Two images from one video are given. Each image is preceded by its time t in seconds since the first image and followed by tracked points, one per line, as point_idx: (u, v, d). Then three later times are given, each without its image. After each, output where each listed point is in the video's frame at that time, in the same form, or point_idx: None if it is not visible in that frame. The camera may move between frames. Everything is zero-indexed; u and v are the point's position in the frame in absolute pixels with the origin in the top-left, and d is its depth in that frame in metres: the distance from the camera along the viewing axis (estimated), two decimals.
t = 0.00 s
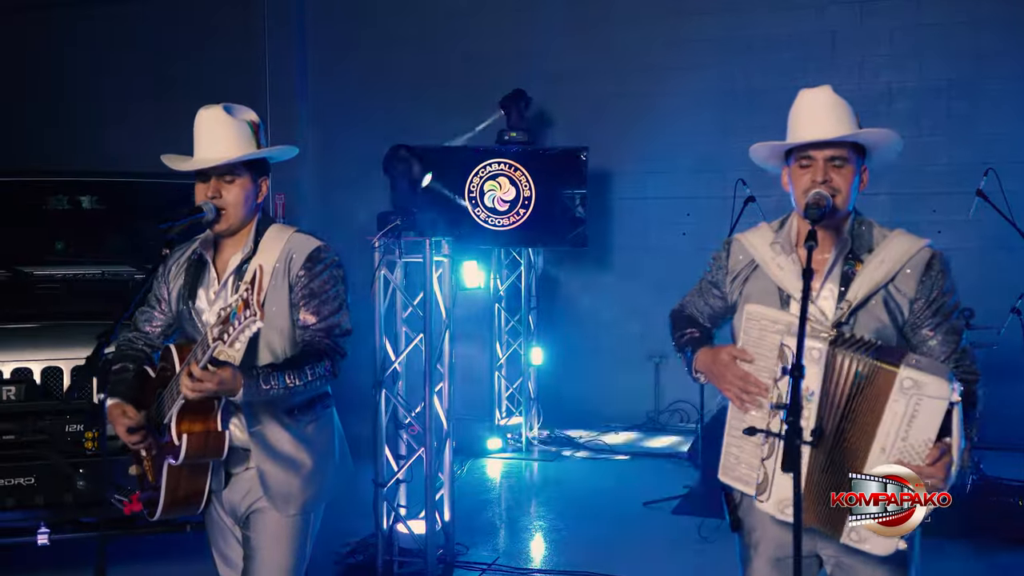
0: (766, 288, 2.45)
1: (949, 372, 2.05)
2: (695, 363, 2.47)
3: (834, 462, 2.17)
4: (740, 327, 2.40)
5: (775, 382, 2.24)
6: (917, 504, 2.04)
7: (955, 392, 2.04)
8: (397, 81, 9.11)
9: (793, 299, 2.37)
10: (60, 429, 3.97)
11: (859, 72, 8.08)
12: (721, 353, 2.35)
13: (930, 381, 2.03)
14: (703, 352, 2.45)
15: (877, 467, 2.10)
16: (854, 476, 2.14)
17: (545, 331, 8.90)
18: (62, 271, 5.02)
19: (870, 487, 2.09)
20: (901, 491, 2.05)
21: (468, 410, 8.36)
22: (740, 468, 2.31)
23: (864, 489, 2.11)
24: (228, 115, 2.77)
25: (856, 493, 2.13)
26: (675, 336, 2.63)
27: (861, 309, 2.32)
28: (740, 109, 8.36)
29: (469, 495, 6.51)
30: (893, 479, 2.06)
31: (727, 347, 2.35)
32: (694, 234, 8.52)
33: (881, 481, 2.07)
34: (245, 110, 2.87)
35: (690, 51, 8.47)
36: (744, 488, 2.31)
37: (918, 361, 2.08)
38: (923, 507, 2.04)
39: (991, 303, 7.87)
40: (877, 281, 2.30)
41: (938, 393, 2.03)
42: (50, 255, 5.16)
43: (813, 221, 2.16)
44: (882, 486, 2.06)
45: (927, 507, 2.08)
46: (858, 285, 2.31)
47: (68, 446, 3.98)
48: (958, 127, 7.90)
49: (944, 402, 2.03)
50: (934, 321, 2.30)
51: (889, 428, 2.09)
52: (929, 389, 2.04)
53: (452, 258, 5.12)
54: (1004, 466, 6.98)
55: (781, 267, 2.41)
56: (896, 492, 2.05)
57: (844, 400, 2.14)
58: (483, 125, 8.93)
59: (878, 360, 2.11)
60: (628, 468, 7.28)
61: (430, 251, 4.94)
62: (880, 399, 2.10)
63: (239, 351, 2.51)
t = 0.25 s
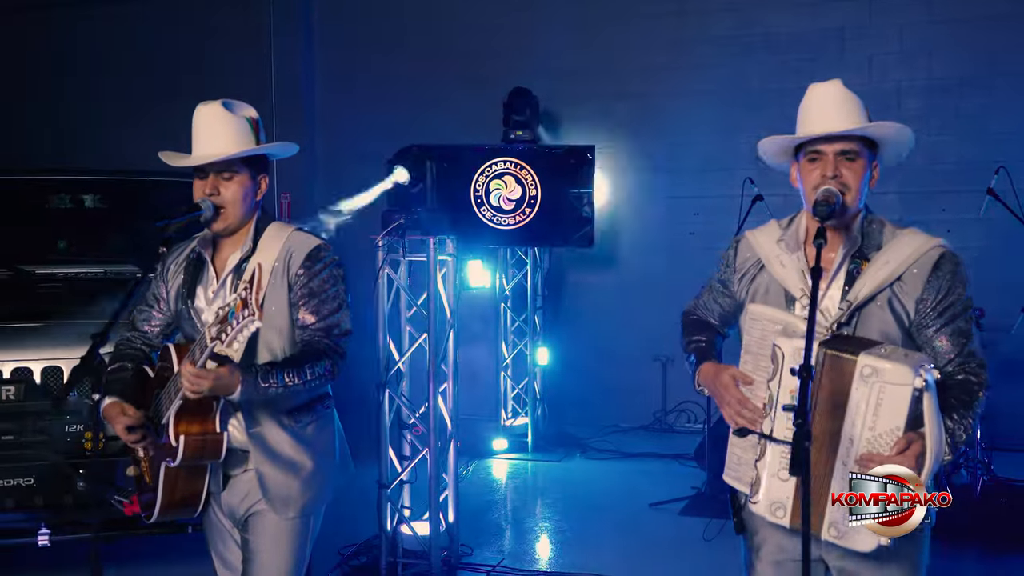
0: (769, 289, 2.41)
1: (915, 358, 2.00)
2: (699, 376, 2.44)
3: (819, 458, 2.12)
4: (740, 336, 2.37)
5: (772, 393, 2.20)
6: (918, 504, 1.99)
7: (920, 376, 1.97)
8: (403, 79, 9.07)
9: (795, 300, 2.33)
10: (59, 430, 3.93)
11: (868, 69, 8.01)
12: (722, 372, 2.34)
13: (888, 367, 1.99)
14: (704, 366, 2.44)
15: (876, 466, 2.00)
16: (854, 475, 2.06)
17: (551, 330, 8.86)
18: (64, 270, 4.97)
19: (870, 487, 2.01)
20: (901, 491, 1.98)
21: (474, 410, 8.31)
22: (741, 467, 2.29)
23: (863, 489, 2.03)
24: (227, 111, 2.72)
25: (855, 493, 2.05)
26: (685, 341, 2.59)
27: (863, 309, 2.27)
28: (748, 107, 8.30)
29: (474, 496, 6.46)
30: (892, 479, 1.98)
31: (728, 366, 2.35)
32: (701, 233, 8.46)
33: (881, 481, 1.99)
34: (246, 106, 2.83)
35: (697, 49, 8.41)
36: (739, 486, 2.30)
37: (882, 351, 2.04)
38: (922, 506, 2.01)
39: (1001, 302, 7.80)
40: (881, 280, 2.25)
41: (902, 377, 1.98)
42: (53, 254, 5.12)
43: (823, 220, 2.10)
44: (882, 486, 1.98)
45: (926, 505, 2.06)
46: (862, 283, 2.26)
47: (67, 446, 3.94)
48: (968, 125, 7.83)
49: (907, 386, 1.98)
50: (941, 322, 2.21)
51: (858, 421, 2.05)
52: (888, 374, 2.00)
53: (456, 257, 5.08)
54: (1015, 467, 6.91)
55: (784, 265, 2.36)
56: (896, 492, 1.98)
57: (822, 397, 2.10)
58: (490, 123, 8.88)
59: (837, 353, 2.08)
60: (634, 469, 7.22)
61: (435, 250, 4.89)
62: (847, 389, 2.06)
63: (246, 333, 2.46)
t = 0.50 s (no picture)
0: (771, 290, 2.39)
1: (912, 365, 1.98)
2: (701, 377, 2.44)
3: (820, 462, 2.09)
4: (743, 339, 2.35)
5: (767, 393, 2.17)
6: (918, 504, 1.99)
7: (915, 384, 1.96)
8: (405, 79, 9.04)
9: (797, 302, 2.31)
10: (59, 431, 3.91)
11: (872, 70, 7.98)
12: (723, 375, 2.33)
13: (883, 373, 1.97)
14: (707, 369, 2.44)
15: (876, 468, 1.99)
16: (854, 476, 2.03)
17: (553, 331, 8.83)
18: (65, 270, 4.97)
19: (870, 488, 1.99)
20: (901, 491, 1.98)
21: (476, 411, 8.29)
22: (740, 469, 2.28)
23: (863, 489, 2.00)
24: (225, 110, 2.70)
25: (855, 493, 2.03)
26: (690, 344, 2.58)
27: (863, 312, 2.25)
28: (751, 107, 8.27)
29: (475, 498, 6.43)
30: (893, 479, 1.97)
31: (730, 370, 2.34)
32: (704, 233, 8.43)
33: (881, 481, 1.97)
34: (245, 106, 2.81)
35: (701, 49, 8.38)
36: (738, 487, 2.29)
37: (879, 357, 2.03)
38: (922, 506, 2.00)
39: (1006, 303, 7.76)
40: (884, 282, 2.22)
41: (897, 384, 1.96)
42: (53, 254, 5.12)
43: (826, 218, 2.08)
44: (883, 486, 1.97)
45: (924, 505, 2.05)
46: (864, 285, 2.24)
47: (67, 447, 3.91)
48: (973, 125, 7.79)
49: (902, 394, 1.96)
50: (943, 327, 2.18)
51: (852, 425, 2.03)
52: (884, 381, 1.97)
53: (458, 258, 5.04)
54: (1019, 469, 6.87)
55: (786, 266, 2.34)
56: (896, 492, 1.98)
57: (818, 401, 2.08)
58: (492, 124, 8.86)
59: (834, 357, 2.07)
60: (637, 470, 7.20)
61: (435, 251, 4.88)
62: (842, 395, 2.05)
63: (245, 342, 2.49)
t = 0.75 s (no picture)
0: (774, 293, 2.38)
1: (918, 376, 1.96)
2: (698, 374, 2.43)
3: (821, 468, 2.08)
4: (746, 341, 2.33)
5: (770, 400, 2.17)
6: (918, 504, 1.96)
7: (921, 397, 1.94)
8: (406, 80, 9.03)
9: (800, 306, 2.30)
10: (57, 432, 3.89)
11: (873, 70, 7.98)
12: (722, 372, 2.32)
13: (890, 386, 1.96)
14: (705, 364, 2.43)
15: (876, 468, 1.99)
16: (854, 476, 2.02)
17: (553, 332, 8.82)
18: (65, 271, 4.96)
19: (869, 488, 1.98)
20: (901, 491, 1.95)
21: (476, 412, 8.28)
22: (739, 469, 2.27)
23: (863, 489, 2.00)
24: (223, 111, 2.69)
25: (856, 493, 2.02)
26: (688, 343, 2.58)
27: (866, 316, 2.23)
28: (752, 108, 8.26)
29: (475, 500, 6.41)
30: (892, 479, 1.96)
31: (729, 369, 2.32)
32: (705, 234, 8.42)
33: (881, 481, 1.96)
34: (242, 106, 2.79)
35: (701, 49, 8.37)
36: (737, 488, 2.27)
37: (886, 367, 2.00)
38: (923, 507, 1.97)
39: (1007, 305, 7.76)
40: (888, 286, 2.21)
41: (903, 397, 1.95)
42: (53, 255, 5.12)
43: (828, 220, 2.06)
44: (882, 486, 1.96)
45: (927, 505, 2.01)
46: (868, 289, 2.22)
47: (65, 449, 3.88)
48: (973, 126, 7.78)
49: (908, 407, 1.94)
50: (945, 332, 2.18)
51: (854, 434, 2.02)
52: (889, 393, 1.96)
53: (457, 259, 5.03)
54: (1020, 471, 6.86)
55: (790, 269, 2.32)
56: (896, 491, 1.96)
57: (823, 409, 2.07)
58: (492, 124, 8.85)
59: (839, 366, 2.05)
60: (638, 471, 7.19)
61: (436, 252, 4.87)
62: (846, 404, 2.03)
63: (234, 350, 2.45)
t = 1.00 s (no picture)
0: (774, 294, 2.38)
1: (920, 380, 1.97)
2: (700, 374, 2.44)
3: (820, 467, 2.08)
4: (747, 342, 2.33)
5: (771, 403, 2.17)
6: (918, 504, 1.96)
7: (923, 401, 1.95)
8: (405, 80, 9.04)
9: (801, 307, 2.30)
10: (56, 434, 3.88)
11: (872, 71, 7.98)
12: (726, 373, 2.31)
13: (892, 389, 1.96)
14: (710, 365, 2.43)
15: (876, 468, 1.99)
16: (854, 476, 2.02)
17: (553, 332, 8.82)
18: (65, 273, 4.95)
19: (869, 488, 1.98)
20: (901, 491, 1.96)
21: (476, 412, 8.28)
22: (738, 471, 2.27)
23: (863, 489, 1.99)
24: (222, 111, 2.69)
25: (855, 493, 2.02)
26: (684, 343, 2.59)
27: (867, 318, 2.23)
28: (751, 109, 8.27)
29: (473, 500, 6.41)
30: (893, 479, 1.96)
31: (730, 369, 2.32)
32: (704, 235, 8.42)
33: (881, 481, 1.96)
34: (239, 106, 2.79)
35: (700, 49, 8.37)
36: (736, 489, 2.27)
37: (888, 369, 2.00)
38: (923, 507, 1.97)
39: (1006, 305, 7.77)
40: (889, 287, 2.21)
41: (907, 400, 1.95)
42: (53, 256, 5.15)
43: (829, 220, 2.06)
44: (882, 486, 1.96)
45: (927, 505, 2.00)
46: (870, 291, 2.22)
47: (65, 450, 3.87)
48: (973, 127, 7.79)
49: (910, 410, 1.95)
50: (944, 334, 2.18)
51: (855, 437, 2.02)
52: (892, 397, 1.96)
53: (456, 259, 5.02)
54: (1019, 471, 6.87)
55: (793, 271, 2.33)
56: (896, 491, 1.96)
57: (825, 412, 2.07)
58: (492, 125, 8.86)
59: (841, 369, 2.05)
60: (637, 472, 7.20)
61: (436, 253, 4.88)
62: (848, 405, 2.03)
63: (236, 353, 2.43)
